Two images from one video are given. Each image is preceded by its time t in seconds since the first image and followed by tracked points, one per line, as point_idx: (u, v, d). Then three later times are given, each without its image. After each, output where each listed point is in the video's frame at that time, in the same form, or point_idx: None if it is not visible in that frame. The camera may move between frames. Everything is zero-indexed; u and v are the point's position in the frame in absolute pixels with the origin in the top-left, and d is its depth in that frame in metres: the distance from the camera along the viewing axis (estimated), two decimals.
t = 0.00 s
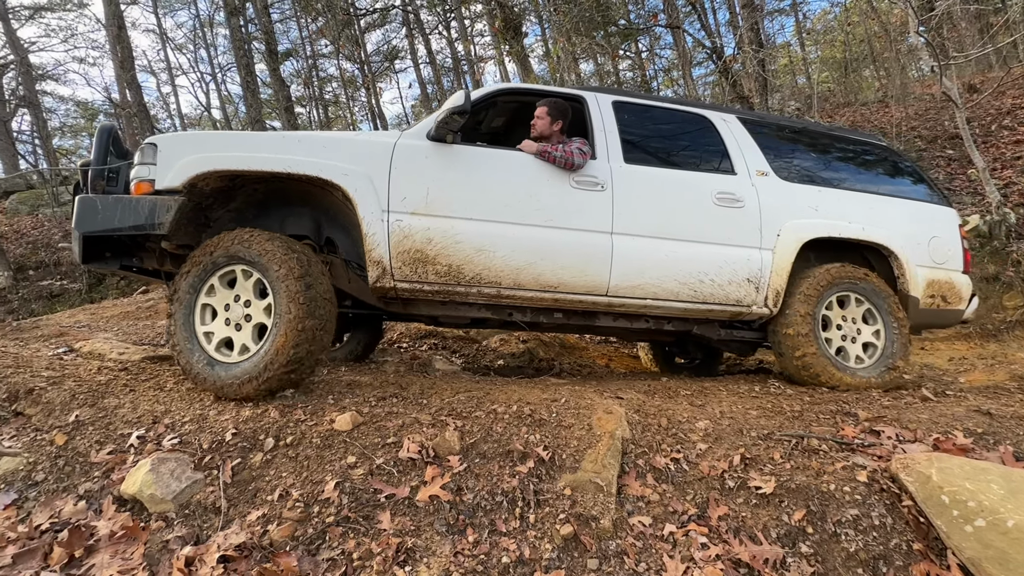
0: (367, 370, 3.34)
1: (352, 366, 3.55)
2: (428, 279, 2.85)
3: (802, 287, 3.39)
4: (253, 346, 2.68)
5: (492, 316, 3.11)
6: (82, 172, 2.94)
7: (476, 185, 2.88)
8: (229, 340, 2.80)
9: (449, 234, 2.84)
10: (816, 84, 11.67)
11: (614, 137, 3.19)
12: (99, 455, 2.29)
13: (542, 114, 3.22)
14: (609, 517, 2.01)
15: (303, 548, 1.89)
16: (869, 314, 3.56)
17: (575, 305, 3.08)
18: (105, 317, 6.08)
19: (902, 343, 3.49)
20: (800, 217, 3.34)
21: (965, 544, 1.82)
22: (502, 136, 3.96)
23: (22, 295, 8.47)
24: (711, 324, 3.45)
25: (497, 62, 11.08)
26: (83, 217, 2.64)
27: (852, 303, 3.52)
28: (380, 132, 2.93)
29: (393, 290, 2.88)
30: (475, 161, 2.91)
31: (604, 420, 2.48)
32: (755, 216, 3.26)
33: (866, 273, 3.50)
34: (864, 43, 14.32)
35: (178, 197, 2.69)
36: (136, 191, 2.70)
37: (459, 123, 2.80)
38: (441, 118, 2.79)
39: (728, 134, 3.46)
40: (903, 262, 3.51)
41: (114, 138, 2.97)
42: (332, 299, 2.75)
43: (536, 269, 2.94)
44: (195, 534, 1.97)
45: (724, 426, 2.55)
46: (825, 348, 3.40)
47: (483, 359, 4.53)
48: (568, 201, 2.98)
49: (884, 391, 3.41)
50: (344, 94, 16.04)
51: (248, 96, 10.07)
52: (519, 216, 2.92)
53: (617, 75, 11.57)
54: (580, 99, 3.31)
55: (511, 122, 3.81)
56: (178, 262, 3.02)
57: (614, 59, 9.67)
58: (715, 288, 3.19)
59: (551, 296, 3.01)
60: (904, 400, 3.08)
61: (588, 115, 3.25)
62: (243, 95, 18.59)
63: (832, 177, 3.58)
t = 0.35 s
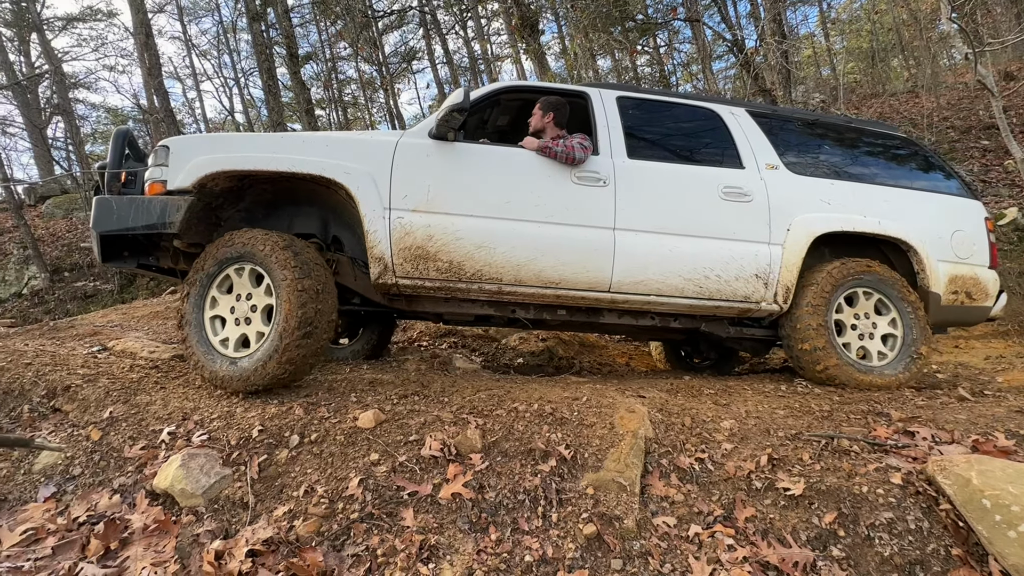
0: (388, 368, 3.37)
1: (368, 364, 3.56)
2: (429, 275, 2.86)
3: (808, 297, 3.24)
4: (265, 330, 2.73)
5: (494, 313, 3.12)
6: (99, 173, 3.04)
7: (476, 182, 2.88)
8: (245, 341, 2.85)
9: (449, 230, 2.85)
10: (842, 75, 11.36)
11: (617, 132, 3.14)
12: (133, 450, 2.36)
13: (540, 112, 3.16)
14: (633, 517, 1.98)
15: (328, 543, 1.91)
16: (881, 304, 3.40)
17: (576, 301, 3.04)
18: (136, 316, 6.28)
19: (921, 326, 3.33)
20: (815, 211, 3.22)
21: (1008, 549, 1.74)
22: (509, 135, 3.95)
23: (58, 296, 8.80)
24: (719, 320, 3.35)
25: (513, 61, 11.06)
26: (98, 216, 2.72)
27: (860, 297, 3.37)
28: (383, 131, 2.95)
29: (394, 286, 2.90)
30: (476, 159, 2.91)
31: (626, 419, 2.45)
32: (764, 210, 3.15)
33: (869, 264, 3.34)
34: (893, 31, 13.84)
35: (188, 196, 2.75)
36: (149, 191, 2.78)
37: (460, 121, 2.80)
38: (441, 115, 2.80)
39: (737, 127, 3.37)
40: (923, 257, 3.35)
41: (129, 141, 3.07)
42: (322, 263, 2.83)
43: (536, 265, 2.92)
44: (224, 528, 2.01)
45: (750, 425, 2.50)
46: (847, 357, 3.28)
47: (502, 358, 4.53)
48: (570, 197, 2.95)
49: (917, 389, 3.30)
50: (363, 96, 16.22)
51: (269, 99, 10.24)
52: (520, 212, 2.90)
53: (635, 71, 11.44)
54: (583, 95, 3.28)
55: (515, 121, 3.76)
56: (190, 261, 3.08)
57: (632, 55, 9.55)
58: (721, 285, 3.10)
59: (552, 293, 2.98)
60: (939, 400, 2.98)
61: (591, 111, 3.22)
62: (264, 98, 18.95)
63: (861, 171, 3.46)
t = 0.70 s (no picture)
0: (401, 366, 3.38)
1: (380, 361, 3.57)
2: (432, 271, 2.85)
3: (816, 301, 3.16)
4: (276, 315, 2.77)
5: (500, 310, 3.09)
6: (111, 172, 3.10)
7: (478, 177, 2.87)
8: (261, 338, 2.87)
9: (452, 225, 2.84)
10: (861, 65, 11.12)
11: (622, 125, 3.11)
12: (151, 446, 2.40)
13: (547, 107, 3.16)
14: (647, 516, 1.96)
15: (343, 540, 1.93)
16: (891, 295, 3.32)
17: (581, 297, 3.01)
18: (155, 314, 6.40)
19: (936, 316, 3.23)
20: (826, 204, 3.15)
21: None
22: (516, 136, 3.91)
23: (81, 295, 9.01)
24: (729, 316, 3.30)
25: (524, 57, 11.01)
26: (111, 215, 2.78)
27: (869, 291, 3.29)
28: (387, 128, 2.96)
29: (398, 282, 2.90)
30: (479, 154, 2.90)
31: (639, 418, 2.42)
32: (772, 202, 3.09)
33: (875, 258, 3.26)
34: (914, 19, 13.46)
35: (197, 195, 2.78)
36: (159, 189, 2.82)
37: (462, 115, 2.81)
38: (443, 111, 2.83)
39: (745, 119, 3.31)
40: (940, 250, 3.26)
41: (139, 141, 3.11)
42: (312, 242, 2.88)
43: (540, 259, 2.90)
44: (240, 524, 2.04)
45: (767, 424, 2.45)
46: (863, 356, 3.21)
47: (514, 355, 4.52)
48: (573, 191, 2.93)
49: (939, 387, 3.22)
50: (375, 94, 16.29)
51: (283, 100, 10.32)
52: (523, 207, 2.88)
53: (648, 65, 11.32)
54: (588, 90, 3.26)
55: (521, 117, 3.71)
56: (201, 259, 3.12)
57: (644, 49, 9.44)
58: (727, 280, 3.04)
59: (556, 288, 2.96)
60: (962, 398, 2.90)
61: (595, 105, 3.19)
62: (278, 99, 19.13)
63: (880, 167, 3.37)
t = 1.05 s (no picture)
0: (408, 361, 3.38)
1: (388, 357, 3.57)
2: (434, 268, 2.84)
3: (822, 301, 3.11)
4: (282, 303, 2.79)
5: (503, 306, 3.08)
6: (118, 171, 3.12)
7: (481, 174, 2.85)
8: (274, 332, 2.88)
9: (455, 222, 2.83)
10: (872, 56, 10.93)
11: (626, 121, 3.07)
12: (163, 441, 2.42)
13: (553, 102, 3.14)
14: (656, 512, 1.95)
15: (351, 534, 1.93)
16: (898, 288, 3.26)
17: (585, 293, 2.99)
18: (166, 311, 6.47)
19: (944, 307, 3.18)
20: (833, 198, 3.10)
21: None
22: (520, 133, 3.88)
23: (93, 292, 9.11)
24: (735, 312, 3.27)
25: (530, 51, 10.95)
26: (118, 214, 2.80)
27: (875, 286, 3.25)
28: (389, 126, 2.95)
29: (402, 280, 2.90)
30: (482, 151, 2.88)
31: (648, 413, 2.40)
32: (779, 198, 3.04)
33: (879, 252, 3.20)
34: (927, 9, 13.20)
35: (202, 193, 2.79)
36: (166, 188, 2.84)
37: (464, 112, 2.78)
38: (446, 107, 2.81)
39: (750, 113, 3.26)
40: (950, 245, 3.20)
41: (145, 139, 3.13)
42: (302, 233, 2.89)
43: (543, 256, 2.88)
44: (250, 518, 2.05)
45: (778, 419, 2.43)
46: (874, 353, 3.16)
47: (522, 351, 4.51)
48: (576, 187, 2.90)
49: (954, 383, 3.17)
50: (381, 91, 16.30)
51: (290, 97, 10.33)
52: (525, 205, 2.86)
53: (655, 59, 11.21)
54: (592, 85, 3.22)
55: (525, 113, 3.67)
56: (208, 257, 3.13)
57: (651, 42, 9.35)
58: (732, 276, 3.01)
59: (559, 284, 2.94)
60: (977, 394, 2.85)
61: (599, 100, 3.15)
62: (285, 96, 19.20)
63: (892, 160, 3.32)
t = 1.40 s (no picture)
0: (411, 356, 3.39)
1: (391, 352, 3.58)
2: (430, 263, 2.84)
3: (820, 301, 3.10)
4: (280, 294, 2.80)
5: (500, 300, 3.08)
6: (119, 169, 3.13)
7: (476, 168, 2.84)
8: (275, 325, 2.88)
9: (450, 217, 2.82)
10: (878, 48, 10.83)
11: (621, 114, 3.05)
12: (167, 436, 2.43)
13: (552, 98, 3.05)
14: (660, 506, 1.95)
15: (355, 528, 1.94)
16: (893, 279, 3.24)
17: (582, 288, 2.98)
18: (170, 307, 6.49)
19: (941, 293, 3.16)
20: (831, 191, 3.07)
21: None
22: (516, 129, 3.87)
23: (98, 289, 9.16)
24: (733, 306, 3.26)
25: (532, 45, 10.88)
26: (117, 211, 2.81)
27: (870, 279, 3.22)
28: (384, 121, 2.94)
29: (398, 274, 2.90)
30: (476, 145, 2.87)
31: (651, 408, 2.39)
32: (775, 190, 3.02)
33: (871, 245, 3.18)
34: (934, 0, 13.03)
35: (200, 189, 2.79)
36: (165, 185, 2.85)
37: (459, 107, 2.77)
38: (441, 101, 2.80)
39: (748, 105, 3.24)
40: (949, 236, 3.17)
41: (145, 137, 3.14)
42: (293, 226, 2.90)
43: (539, 250, 2.87)
44: (254, 512, 2.06)
45: (782, 414, 2.42)
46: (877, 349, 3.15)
47: (524, 346, 4.51)
48: (571, 180, 2.89)
49: (960, 377, 3.15)
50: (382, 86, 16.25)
51: (292, 93, 10.31)
52: (521, 199, 2.85)
53: (658, 53, 11.13)
54: (586, 79, 3.20)
55: (522, 109, 3.66)
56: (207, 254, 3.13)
57: (654, 36, 9.28)
58: (729, 269, 2.99)
59: (555, 278, 2.93)
60: (982, 387, 2.84)
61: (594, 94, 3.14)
62: (287, 93, 19.16)
63: (891, 152, 3.28)
